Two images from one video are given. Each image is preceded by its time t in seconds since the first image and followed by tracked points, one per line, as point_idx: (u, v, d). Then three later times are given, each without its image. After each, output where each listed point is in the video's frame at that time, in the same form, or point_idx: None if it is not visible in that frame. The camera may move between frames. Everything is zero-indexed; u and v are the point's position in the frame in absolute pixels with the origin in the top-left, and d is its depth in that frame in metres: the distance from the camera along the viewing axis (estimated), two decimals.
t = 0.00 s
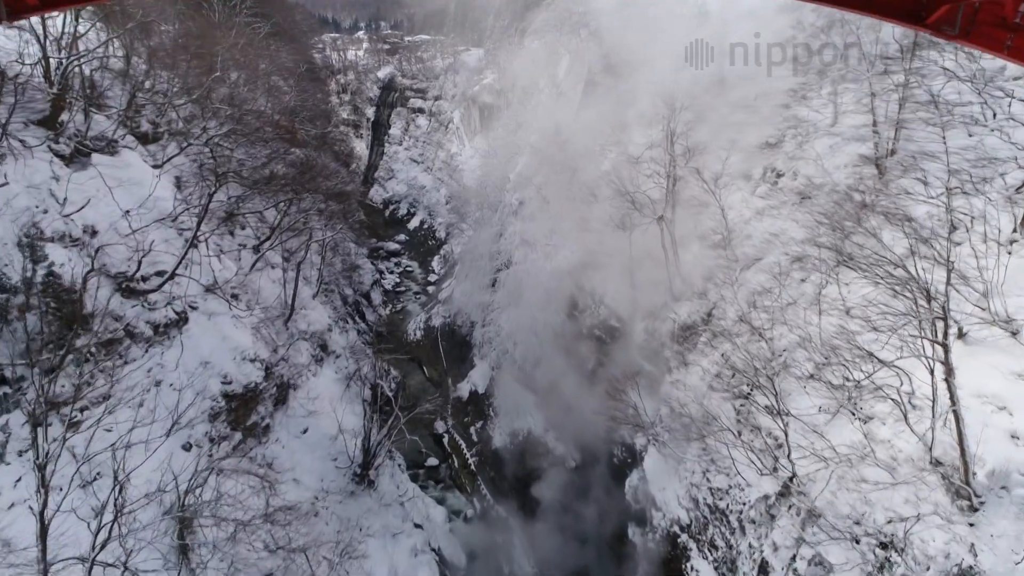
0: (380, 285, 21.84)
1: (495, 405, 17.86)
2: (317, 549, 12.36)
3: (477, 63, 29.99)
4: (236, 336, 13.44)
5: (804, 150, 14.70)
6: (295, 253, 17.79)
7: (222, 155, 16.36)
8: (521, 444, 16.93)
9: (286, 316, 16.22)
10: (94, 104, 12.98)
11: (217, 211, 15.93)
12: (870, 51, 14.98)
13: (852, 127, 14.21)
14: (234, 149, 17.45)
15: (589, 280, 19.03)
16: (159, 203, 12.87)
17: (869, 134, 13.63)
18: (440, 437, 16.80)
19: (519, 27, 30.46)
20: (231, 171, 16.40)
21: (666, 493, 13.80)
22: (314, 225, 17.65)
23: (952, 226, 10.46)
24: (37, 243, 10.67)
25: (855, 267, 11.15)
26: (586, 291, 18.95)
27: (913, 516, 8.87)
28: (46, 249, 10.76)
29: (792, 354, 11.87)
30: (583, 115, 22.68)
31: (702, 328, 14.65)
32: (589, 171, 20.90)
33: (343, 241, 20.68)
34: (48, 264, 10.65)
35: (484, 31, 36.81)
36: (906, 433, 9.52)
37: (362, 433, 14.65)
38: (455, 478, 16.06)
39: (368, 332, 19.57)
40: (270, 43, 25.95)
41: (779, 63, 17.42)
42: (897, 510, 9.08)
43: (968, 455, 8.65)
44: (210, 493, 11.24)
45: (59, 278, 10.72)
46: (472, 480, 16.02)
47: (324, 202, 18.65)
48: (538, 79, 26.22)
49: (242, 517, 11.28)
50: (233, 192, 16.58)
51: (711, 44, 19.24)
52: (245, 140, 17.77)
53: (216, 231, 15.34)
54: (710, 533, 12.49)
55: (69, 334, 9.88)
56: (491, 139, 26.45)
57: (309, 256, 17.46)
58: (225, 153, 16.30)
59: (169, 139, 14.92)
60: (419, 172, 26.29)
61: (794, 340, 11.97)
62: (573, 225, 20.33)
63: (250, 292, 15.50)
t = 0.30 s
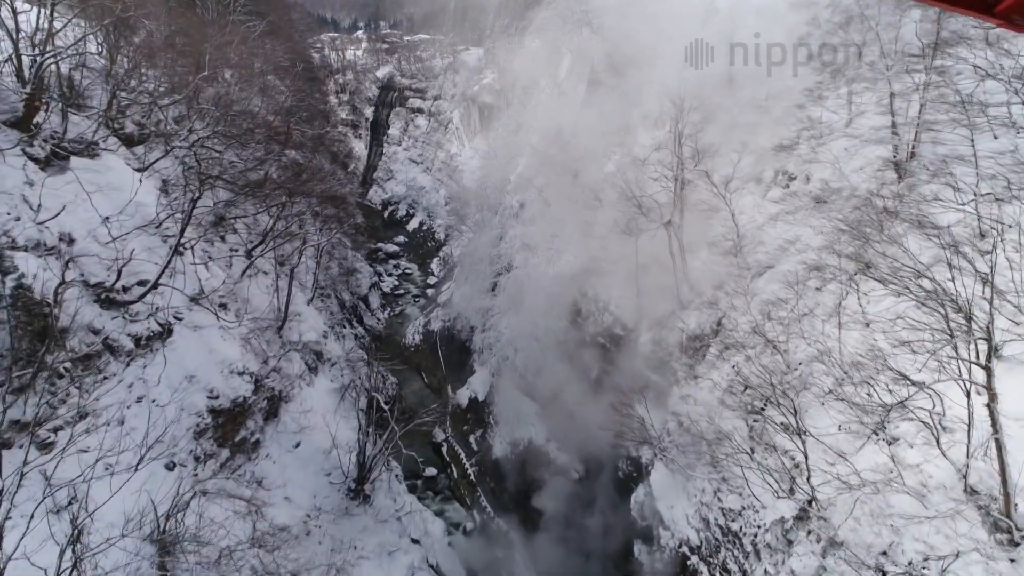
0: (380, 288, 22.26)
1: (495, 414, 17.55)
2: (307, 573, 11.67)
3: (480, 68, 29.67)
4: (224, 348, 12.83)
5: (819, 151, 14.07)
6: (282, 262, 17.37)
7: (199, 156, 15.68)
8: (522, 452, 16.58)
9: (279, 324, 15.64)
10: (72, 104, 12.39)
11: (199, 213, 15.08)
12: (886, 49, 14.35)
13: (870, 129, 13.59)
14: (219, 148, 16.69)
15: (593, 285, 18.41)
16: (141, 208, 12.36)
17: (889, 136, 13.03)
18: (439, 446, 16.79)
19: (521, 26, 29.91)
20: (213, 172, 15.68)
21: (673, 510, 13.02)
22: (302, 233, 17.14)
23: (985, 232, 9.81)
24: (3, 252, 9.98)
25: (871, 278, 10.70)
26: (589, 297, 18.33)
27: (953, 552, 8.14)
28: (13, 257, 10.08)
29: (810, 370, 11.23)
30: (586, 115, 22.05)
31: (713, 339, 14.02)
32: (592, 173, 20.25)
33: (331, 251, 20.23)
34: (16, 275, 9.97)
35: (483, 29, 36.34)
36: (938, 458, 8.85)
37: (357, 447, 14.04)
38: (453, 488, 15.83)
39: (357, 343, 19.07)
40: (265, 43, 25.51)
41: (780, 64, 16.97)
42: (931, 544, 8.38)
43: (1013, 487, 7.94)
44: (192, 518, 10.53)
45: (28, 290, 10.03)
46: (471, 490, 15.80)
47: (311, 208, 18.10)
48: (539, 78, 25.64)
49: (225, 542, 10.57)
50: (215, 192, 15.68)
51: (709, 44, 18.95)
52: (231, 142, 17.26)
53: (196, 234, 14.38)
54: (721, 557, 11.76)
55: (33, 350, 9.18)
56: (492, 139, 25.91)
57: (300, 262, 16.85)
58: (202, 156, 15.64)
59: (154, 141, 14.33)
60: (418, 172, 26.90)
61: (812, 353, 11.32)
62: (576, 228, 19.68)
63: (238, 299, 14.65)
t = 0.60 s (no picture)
0: (378, 291, 21.60)
1: (495, 422, 17.25)
2: None
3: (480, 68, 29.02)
4: (211, 361, 12.18)
5: (839, 156, 13.48)
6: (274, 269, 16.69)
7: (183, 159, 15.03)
8: (523, 462, 16.35)
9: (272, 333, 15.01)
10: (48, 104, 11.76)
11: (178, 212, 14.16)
12: (906, 48, 13.79)
13: (891, 129, 13.02)
14: (208, 151, 16.06)
15: (596, 291, 17.72)
16: (120, 214, 11.74)
17: (910, 138, 12.48)
18: (438, 455, 16.47)
19: (522, 25, 29.27)
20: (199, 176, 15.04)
21: (683, 530, 12.30)
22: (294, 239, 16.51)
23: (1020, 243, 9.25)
24: None
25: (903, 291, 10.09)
26: (592, 304, 17.65)
27: None
28: None
29: (829, 387, 10.64)
30: (588, 115, 21.32)
31: (724, 351, 13.40)
32: (595, 174, 19.54)
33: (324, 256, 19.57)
34: None
35: (483, 28, 35.66)
36: (974, 486, 8.25)
37: (352, 460, 13.32)
38: (452, 499, 15.59)
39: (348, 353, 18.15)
40: (259, 41, 24.90)
41: (781, 63, 16.49)
42: None
43: None
44: (174, 546, 9.90)
45: None
46: (471, 501, 15.57)
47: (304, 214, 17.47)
48: (539, 78, 25.01)
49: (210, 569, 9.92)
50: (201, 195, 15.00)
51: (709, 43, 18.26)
52: (221, 144, 16.61)
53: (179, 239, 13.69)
54: None
55: None
56: (491, 141, 25.23)
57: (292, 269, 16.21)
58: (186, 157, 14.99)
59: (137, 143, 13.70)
60: (417, 172, 26.18)
61: (834, 368, 10.69)
62: (578, 232, 18.98)
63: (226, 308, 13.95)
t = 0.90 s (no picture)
0: (376, 295, 21.37)
1: (495, 430, 16.56)
2: None
3: (479, 68, 28.44)
4: (195, 376, 11.55)
5: (856, 162, 12.91)
6: (265, 276, 16.03)
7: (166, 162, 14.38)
8: (524, 474, 15.64)
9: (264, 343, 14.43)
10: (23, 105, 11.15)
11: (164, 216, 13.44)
12: (927, 47, 13.19)
13: (913, 132, 12.46)
14: (198, 153, 15.40)
15: (599, 298, 16.99)
16: (98, 222, 11.14)
17: (933, 142, 11.92)
18: (437, 467, 16.24)
19: (523, 24, 28.67)
20: (185, 178, 14.42)
21: (693, 552, 11.35)
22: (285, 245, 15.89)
23: None
24: None
25: (935, 307, 9.49)
26: (596, 311, 16.91)
27: None
28: None
29: (849, 408, 10.08)
30: (590, 116, 20.61)
31: (736, 364, 12.79)
32: (598, 177, 18.89)
33: (319, 259, 18.95)
34: None
35: (483, 27, 35.00)
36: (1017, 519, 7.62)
37: (346, 477, 12.71)
38: (451, 512, 15.44)
39: (342, 363, 17.43)
40: (255, 40, 24.32)
41: (782, 63, 16.07)
42: None
43: None
44: None
45: None
46: (470, 514, 15.32)
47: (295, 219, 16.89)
48: (540, 78, 24.41)
49: None
50: (188, 198, 14.35)
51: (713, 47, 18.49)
52: (211, 146, 15.97)
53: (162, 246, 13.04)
54: None
55: None
56: (491, 142, 24.53)
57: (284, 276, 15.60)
58: (169, 159, 14.30)
59: (120, 147, 13.09)
60: (417, 173, 25.62)
61: (857, 387, 10.09)
62: (582, 236, 18.30)
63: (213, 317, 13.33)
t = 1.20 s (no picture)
0: (375, 299, 20.89)
1: (496, 440, 15.53)
2: None
3: (479, 68, 27.84)
4: (178, 395, 10.96)
5: (877, 167, 12.27)
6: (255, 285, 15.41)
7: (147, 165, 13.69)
8: (526, 487, 14.79)
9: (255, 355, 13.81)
10: None
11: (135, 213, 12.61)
12: (951, 45, 12.51)
13: (939, 135, 11.77)
14: (185, 156, 14.78)
15: (604, 306, 16.51)
16: (71, 231, 10.52)
17: (960, 146, 11.25)
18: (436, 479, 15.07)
19: (524, 23, 28.06)
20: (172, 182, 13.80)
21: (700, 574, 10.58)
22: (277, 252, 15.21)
23: None
24: None
25: (970, 325, 8.85)
26: (600, 319, 16.46)
27: None
28: None
29: (874, 430, 9.48)
30: (594, 117, 20.04)
31: (750, 379, 12.14)
32: (603, 180, 18.34)
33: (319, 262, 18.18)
34: None
35: (483, 27, 34.33)
36: None
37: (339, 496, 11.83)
38: (451, 526, 14.27)
39: (339, 374, 16.51)
40: (249, 39, 23.76)
41: (780, 63, 15.99)
42: None
43: None
44: None
45: None
46: (471, 528, 14.16)
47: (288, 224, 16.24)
48: (541, 78, 23.82)
49: None
50: (173, 203, 13.69)
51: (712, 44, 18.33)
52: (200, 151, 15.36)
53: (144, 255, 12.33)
54: None
55: None
56: (492, 142, 23.89)
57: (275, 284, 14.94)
58: (154, 161, 13.58)
59: (101, 151, 12.49)
60: (416, 174, 24.98)
61: (883, 407, 9.47)
62: (585, 242, 17.74)
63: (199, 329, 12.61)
